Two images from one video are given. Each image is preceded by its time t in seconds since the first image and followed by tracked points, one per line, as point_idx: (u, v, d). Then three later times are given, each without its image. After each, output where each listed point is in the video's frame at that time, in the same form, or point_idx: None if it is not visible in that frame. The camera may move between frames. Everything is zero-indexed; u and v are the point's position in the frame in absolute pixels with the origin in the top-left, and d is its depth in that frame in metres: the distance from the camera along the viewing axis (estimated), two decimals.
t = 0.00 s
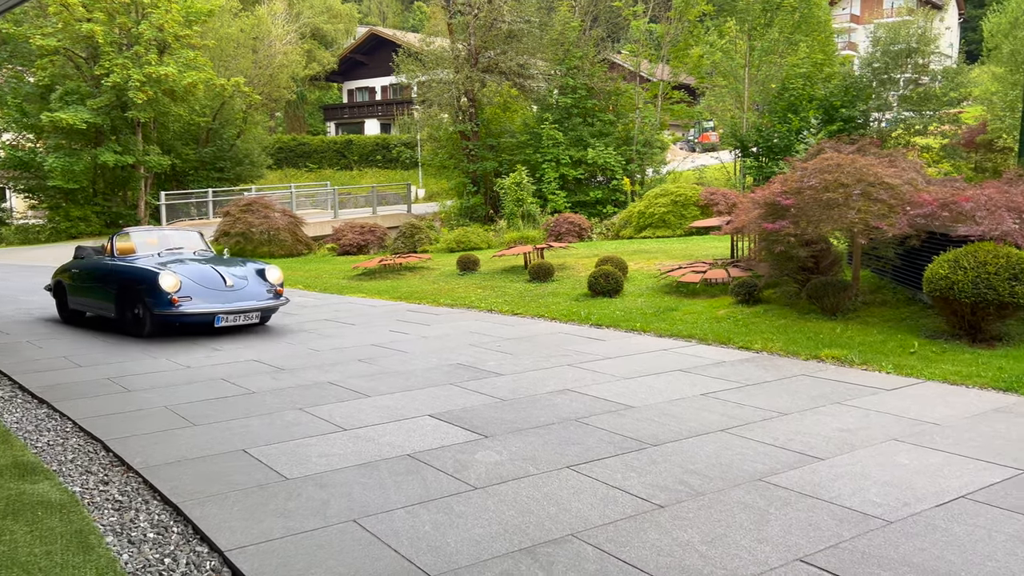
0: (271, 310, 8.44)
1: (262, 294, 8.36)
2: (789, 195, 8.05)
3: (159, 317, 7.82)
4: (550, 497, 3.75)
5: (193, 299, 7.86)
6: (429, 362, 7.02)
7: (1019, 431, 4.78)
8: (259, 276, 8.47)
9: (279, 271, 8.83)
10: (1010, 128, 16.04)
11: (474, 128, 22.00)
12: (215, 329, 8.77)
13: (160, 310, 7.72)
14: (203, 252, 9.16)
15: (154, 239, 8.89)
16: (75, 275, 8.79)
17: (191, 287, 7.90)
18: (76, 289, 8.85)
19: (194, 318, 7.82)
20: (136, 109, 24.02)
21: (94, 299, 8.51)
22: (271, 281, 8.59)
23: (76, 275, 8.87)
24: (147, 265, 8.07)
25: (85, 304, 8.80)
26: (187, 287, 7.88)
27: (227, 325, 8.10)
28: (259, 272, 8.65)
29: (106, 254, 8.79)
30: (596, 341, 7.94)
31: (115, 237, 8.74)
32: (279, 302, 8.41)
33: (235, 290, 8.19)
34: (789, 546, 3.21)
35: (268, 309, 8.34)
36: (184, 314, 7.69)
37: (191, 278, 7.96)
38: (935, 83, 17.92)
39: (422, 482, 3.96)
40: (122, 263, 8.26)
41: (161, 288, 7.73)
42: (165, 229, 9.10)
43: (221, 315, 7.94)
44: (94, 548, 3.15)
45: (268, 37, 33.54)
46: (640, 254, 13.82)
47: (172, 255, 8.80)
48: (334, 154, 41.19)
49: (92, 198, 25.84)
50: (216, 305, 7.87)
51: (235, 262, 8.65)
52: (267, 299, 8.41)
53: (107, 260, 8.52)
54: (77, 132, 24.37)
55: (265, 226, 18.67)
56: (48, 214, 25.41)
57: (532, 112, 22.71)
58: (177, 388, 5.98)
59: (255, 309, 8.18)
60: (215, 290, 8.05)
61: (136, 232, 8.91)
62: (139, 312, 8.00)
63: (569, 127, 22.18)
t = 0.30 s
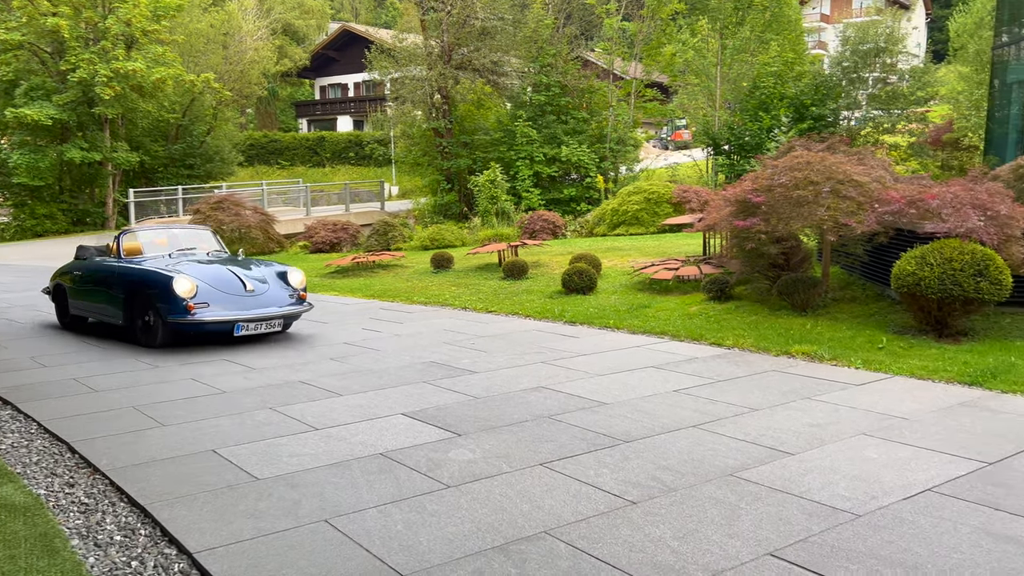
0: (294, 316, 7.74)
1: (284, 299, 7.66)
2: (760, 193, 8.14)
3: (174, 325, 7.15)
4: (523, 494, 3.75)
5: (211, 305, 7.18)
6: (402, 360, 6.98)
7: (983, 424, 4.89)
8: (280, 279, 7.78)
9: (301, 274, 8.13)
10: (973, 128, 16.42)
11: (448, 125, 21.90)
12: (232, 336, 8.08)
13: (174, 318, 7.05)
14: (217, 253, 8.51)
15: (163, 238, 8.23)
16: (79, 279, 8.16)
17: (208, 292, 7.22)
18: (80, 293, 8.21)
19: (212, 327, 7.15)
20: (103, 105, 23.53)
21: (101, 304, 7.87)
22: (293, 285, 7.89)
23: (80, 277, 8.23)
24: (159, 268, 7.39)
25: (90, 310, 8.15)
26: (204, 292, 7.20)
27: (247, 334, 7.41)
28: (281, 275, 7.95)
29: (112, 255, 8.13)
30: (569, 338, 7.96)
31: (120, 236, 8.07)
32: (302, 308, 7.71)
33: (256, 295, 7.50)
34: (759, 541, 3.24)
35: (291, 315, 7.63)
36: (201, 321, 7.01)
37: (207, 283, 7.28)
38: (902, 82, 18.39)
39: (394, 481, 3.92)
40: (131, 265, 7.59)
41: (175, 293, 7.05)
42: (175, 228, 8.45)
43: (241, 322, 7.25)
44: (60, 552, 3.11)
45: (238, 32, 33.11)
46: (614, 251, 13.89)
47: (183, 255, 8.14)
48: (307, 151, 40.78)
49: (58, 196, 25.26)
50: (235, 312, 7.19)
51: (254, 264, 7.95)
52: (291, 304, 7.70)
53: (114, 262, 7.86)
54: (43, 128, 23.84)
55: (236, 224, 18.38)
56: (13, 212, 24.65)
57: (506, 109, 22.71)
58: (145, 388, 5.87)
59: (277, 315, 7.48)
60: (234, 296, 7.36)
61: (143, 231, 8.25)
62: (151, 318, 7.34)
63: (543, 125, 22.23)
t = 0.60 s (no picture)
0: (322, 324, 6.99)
1: (310, 305, 6.92)
2: (727, 191, 8.21)
3: (190, 336, 6.41)
4: (493, 492, 3.74)
5: (231, 313, 6.44)
6: (372, 359, 6.93)
7: (943, 418, 5.00)
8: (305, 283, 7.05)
9: (327, 277, 7.41)
10: (932, 127, 16.85)
11: (418, 122, 21.76)
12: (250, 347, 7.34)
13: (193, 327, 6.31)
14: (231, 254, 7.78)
15: (172, 238, 7.47)
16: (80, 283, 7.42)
17: (228, 299, 6.49)
18: (83, 299, 7.45)
19: (233, 337, 6.40)
20: (64, 101, 22.98)
21: (106, 312, 7.13)
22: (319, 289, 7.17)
23: (80, 281, 7.48)
24: (172, 271, 6.66)
25: (92, 317, 7.40)
26: (224, 299, 6.47)
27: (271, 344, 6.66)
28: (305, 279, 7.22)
29: (116, 257, 7.37)
30: (540, 336, 7.96)
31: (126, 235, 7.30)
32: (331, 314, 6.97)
33: (279, 302, 6.77)
34: (726, 535, 3.27)
35: (319, 323, 6.88)
36: (221, 331, 6.27)
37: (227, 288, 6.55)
38: (866, 82, 18.75)
39: (362, 481, 3.89)
40: (140, 269, 6.82)
41: (192, 299, 6.31)
42: (186, 226, 7.68)
43: (264, 331, 6.51)
44: (19, 558, 3.03)
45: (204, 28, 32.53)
46: (584, 249, 13.94)
47: (197, 257, 7.40)
48: (274, 148, 40.27)
49: (16, 193, 24.60)
50: (259, 320, 6.45)
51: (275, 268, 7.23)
52: (317, 311, 6.97)
53: (120, 265, 7.11)
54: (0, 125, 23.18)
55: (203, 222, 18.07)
56: None
57: (475, 107, 22.66)
58: (107, 390, 5.73)
59: (304, 323, 6.74)
60: (256, 302, 6.62)
61: (150, 229, 7.47)
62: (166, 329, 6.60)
63: (513, 122, 22.27)
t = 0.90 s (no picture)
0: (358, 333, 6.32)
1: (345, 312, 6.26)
2: (691, 189, 8.31)
3: (214, 348, 5.73)
4: (458, 490, 3.72)
5: (259, 323, 5.76)
6: (337, 358, 6.85)
7: (902, 411, 5.12)
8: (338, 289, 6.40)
9: (360, 283, 6.75)
10: (889, 125, 17.25)
11: (383, 119, 21.60)
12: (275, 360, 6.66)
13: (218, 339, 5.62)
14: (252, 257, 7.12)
15: (186, 240, 6.81)
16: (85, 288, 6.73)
17: (256, 308, 5.81)
18: (87, 307, 6.77)
19: (261, 350, 5.72)
20: (18, 97, 22.30)
21: (115, 321, 6.43)
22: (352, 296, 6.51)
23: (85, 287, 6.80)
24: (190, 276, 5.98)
25: (98, 326, 6.70)
26: (250, 307, 5.79)
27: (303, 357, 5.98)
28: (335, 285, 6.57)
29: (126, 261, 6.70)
30: (506, 334, 7.96)
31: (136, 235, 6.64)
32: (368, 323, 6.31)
33: (311, 310, 6.10)
34: (690, 530, 3.31)
35: (354, 333, 6.21)
36: (248, 342, 5.59)
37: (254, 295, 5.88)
38: (826, 81, 19.09)
39: (327, 482, 3.84)
40: (154, 273, 6.15)
41: (217, 308, 5.64)
42: (200, 226, 7.01)
43: (296, 342, 5.83)
44: None
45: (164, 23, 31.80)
46: (550, 246, 13.98)
47: (216, 260, 6.74)
48: (237, 145, 39.63)
49: None
50: (291, 330, 5.77)
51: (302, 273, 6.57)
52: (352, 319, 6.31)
53: (131, 269, 6.44)
54: None
55: (163, 220, 17.69)
56: None
57: (441, 104, 22.56)
58: (64, 392, 5.57)
59: (338, 334, 6.05)
60: (286, 310, 5.95)
61: (161, 229, 6.81)
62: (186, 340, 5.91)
63: (478, 120, 22.23)
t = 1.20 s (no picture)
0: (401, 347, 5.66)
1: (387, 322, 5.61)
2: (648, 186, 8.41)
3: (244, 366, 5.08)
4: (416, 489, 3.71)
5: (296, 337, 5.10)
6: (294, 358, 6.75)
7: (854, 404, 5.25)
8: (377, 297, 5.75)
9: (400, 289, 6.09)
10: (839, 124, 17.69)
11: (340, 116, 21.33)
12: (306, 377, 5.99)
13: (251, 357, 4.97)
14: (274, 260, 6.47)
15: (200, 242, 6.16)
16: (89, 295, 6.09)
17: (291, 320, 5.17)
18: (93, 318, 6.11)
19: (298, 368, 5.05)
20: None
21: (126, 333, 5.78)
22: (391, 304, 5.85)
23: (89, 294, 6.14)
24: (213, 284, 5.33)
25: (105, 339, 6.05)
26: (285, 319, 5.15)
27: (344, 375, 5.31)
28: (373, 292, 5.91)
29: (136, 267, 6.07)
30: (466, 331, 7.94)
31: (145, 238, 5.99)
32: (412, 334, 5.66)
33: (351, 321, 5.44)
34: (647, 523, 3.35)
35: (397, 346, 5.54)
36: (284, 360, 4.93)
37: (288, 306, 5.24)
38: (780, 80, 19.43)
39: (284, 483, 3.78)
40: (171, 279, 5.51)
41: (249, 320, 4.99)
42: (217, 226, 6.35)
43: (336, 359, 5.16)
44: None
45: (113, 17, 30.80)
46: (510, 244, 13.98)
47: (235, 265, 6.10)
48: (190, 142, 38.75)
49: None
50: (332, 345, 5.11)
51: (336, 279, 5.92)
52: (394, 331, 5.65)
53: (143, 274, 5.80)
54: None
55: (113, 218, 17.21)
56: None
57: (399, 101, 22.34)
58: (9, 397, 5.39)
59: (382, 347, 5.39)
60: (324, 322, 5.30)
61: (174, 231, 6.15)
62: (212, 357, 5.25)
63: (437, 117, 22.04)
